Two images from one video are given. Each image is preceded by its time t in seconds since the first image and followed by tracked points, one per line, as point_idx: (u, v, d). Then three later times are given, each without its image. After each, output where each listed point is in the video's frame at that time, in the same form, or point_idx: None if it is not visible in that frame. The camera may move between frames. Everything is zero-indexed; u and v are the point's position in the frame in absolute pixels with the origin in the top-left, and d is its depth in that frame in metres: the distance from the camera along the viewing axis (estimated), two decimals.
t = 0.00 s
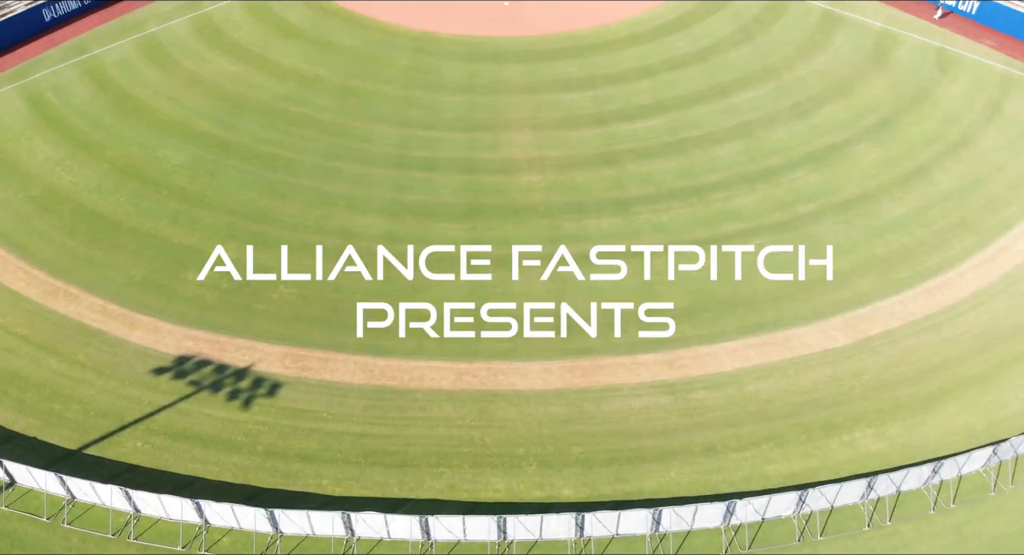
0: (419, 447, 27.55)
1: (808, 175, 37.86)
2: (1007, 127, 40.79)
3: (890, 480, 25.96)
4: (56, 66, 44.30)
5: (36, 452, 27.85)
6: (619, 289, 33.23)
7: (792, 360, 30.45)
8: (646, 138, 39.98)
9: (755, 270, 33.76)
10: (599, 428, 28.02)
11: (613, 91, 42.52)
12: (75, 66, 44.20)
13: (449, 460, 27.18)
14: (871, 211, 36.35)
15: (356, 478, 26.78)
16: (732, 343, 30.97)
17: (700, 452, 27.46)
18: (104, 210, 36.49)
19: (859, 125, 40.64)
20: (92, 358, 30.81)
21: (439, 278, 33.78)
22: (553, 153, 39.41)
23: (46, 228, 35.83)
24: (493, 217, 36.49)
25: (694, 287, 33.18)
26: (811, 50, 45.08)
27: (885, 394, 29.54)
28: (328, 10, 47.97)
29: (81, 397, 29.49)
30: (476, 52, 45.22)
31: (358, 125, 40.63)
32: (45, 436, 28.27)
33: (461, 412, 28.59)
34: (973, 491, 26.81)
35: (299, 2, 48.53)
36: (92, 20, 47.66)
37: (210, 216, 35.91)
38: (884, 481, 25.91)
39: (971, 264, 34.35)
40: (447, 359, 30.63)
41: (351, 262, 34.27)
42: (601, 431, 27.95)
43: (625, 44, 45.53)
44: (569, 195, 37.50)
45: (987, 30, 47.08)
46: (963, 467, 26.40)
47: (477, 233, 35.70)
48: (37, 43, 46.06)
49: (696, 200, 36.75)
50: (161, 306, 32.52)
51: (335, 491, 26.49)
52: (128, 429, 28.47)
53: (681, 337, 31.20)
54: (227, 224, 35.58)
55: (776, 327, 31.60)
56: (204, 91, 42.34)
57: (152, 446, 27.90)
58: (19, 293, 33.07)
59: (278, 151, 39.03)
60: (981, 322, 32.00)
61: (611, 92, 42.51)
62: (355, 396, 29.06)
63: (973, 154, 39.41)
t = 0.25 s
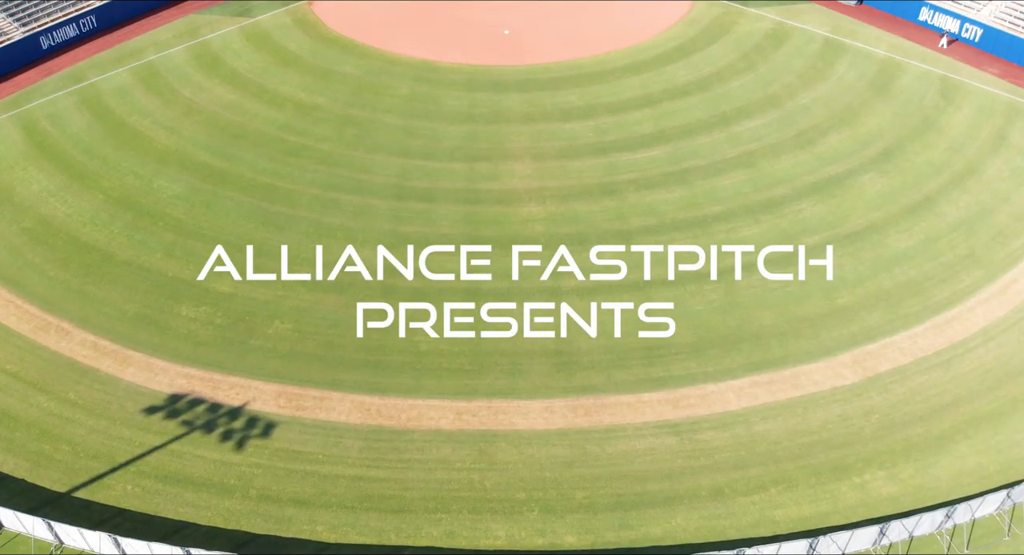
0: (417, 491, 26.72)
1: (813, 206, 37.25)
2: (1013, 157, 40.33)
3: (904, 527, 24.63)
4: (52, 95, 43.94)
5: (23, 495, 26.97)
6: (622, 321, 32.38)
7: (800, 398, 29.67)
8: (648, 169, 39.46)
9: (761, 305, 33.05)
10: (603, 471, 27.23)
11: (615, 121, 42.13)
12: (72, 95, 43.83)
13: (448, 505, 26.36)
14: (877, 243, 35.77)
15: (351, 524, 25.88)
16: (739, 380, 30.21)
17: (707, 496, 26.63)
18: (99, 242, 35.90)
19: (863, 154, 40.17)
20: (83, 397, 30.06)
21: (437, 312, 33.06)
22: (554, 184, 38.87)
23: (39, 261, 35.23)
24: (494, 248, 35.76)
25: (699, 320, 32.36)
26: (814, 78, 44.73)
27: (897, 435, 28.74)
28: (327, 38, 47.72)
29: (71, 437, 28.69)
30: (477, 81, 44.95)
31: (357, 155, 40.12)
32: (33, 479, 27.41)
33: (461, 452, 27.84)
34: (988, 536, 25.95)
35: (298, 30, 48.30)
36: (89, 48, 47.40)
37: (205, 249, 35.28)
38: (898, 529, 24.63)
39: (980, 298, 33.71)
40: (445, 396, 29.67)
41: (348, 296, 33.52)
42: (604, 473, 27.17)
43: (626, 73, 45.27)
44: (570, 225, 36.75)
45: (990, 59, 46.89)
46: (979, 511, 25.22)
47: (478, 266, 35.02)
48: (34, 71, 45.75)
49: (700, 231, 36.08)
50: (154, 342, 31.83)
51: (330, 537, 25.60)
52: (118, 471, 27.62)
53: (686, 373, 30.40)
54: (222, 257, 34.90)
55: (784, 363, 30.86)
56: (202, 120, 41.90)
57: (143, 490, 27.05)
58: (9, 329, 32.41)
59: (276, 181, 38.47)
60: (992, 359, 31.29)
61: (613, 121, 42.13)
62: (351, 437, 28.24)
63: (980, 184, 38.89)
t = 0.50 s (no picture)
0: (414, 532, 25.86)
1: (818, 232, 36.73)
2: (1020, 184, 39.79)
3: None
4: (49, 120, 43.57)
5: (10, 534, 25.98)
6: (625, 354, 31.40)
7: (807, 434, 28.94)
8: (650, 195, 38.89)
9: (768, 335, 32.19)
10: (606, 512, 26.43)
11: (616, 147, 41.71)
12: (68, 121, 43.46)
13: (447, 546, 25.46)
14: (883, 272, 35.18)
15: None
16: (746, 415, 29.44)
17: (714, 537, 25.81)
18: (93, 271, 35.29)
19: (868, 181, 39.68)
20: (74, 432, 29.35)
21: (436, 343, 31.96)
22: (554, 210, 38.29)
23: (32, 290, 34.65)
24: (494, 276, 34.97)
25: (705, 354, 31.43)
26: (817, 102, 44.35)
27: (908, 472, 27.92)
28: (327, 63, 47.47)
29: (62, 474, 27.92)
30: (477, 107, 44.65)
31: (355, 181, 39.57)
32: (20, 517, 26.51)
33: (460, 491, 27.12)
34: None
35: (298, 54, 48.05)
36: (87, 72, 47.13)
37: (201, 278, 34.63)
38: None
39: (989, 329, 33.05)
40: (444, 432, 28.85)
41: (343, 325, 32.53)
42: (608, 514, 26.36)
43: (627, 98, 44.96)
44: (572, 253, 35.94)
45: (993, 84, 46.56)
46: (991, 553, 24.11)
47: (478, 294, 34.15)
48: (31, 95, 45.41)
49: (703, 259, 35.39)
50: (147, 375, 31.16)
51: None
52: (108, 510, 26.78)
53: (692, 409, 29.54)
54: (218, 287, 34.22)
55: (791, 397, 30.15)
56: (198, 145, 41.42)
57: (133, 530, 26.15)
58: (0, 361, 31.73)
59: (273, 208, 37.85)
60: (1003, 393, 30.59)
61: (613, 146, 41.74)
62: (347, 475, 27.51)
63: (986, 211, 38.37)
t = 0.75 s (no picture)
0: None
1: (823, 263, 36.20)
2: None
3: None
4: (44, 149, 43.09)
5: None
6: (629, 392, 30.50)
7: (817, 477, 28.05)
8: (653, 225, 38.16)
9: (775, 373, 31.36)
10: None
11: (618, 176, 41.18)
12: (64, 150, 43.00)
13: None
14: (892, 306, 34.44)
15: None
16: (754, 456, 28.59)
17: None
18: (85, 305, 34.60)
19: (874, 211, 39.06)
20: (62, 473, 28.47)
21: (434, 382, 30.94)
22: (556, 241, 37.53)
23: (23, 324, 33.92)
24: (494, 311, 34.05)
25: (711, 391, 30.54)
26: (821, 131, 43.87)
27: (923, 517, 26.92)
28: (326, 91, 47.10)
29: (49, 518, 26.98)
30: (477, 135, 44.21)
31: (354, 211, 38.95)
32: None
33: (459, 536, 26.22)
34: None
35: (297, 82, 47.71)
36: (84, 100, 46.75)
37: (195, 312, 33.90)
38: None
39: (1002, 366, 32.23)
40: (442, 475, 27.97)
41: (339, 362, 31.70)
42: None
43: (629, 127, 44.55)
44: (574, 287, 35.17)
45: (999, 112, 45.99)
46: None
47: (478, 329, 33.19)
48: (27, 124, 44.96)
49: (707, 293, 34.58)
50: (138, 414, 30.34)
51: None
52: None
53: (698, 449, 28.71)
54: (212, 321, 33.46)
55: (800, 438, 29.29)
56: (195, 174, 40.89)
57: None
58: None
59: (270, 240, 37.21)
60: (1017, 433, 29.72)
61: (615, 176, 41.21)
62: (342, 521, 26.60)
63: (995, 243, 37.71)
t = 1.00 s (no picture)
0: None
1: (823, 263, 36.89)
2: None
3: None
4: (40, 174, 42.60)
5: None
6: (633, 425, 29.62)
7: (827, 516, 27.15)
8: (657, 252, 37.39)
9: (783, 406, 30.55)
10: None
11: (620, 202, 40.60)
12: (60, 175, 42.52)
13: None
14: (900, 336, 33.73)
15: None
16: (762, 493, 27.72)
17: None
18: (78, 335, 33.92)
19: (879, 238, 38.45)
20: (50, 511, 27.63)
21: (433, 416, 29.97)
22: (557, 270, 36.71)
23: (13, 356, 33.21)
24: (495, 341, 33.03)
25: (718, 425, 29.72)
26: (824, 155, 43.38)
27: None
28: (325, 115, 46.68)
29: None
30: (477, 160, 43.75)
31: (352, 238, 38.23)
32: None
33: None
34: None
35: (296, 106, 47.32)
36: (80, 124, 46.34)
37: (188, 342, 33.15)
38: None
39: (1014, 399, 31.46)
40: (441, 514, 27.04)
41: (335, 394, 30.83)
42: None
43: (630, 151, 44.09)
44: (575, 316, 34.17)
45: (1005, 137, 45.48)
46: None
47: (477, 361, 32.19)
48: (23, 148, 44.52)
49: (712, 322, 33.75)
50: (129, 449, 29.56)
51: None
52: None
53: (704, 486, 27.86)
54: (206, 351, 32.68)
55: (809, 473, 28.44)
56: (191, 200, 40.37)
57: None
58: None
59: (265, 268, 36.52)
60: None
61: (616, 202, 40.63)
62: None
63: (1003, 270, 37.08)
